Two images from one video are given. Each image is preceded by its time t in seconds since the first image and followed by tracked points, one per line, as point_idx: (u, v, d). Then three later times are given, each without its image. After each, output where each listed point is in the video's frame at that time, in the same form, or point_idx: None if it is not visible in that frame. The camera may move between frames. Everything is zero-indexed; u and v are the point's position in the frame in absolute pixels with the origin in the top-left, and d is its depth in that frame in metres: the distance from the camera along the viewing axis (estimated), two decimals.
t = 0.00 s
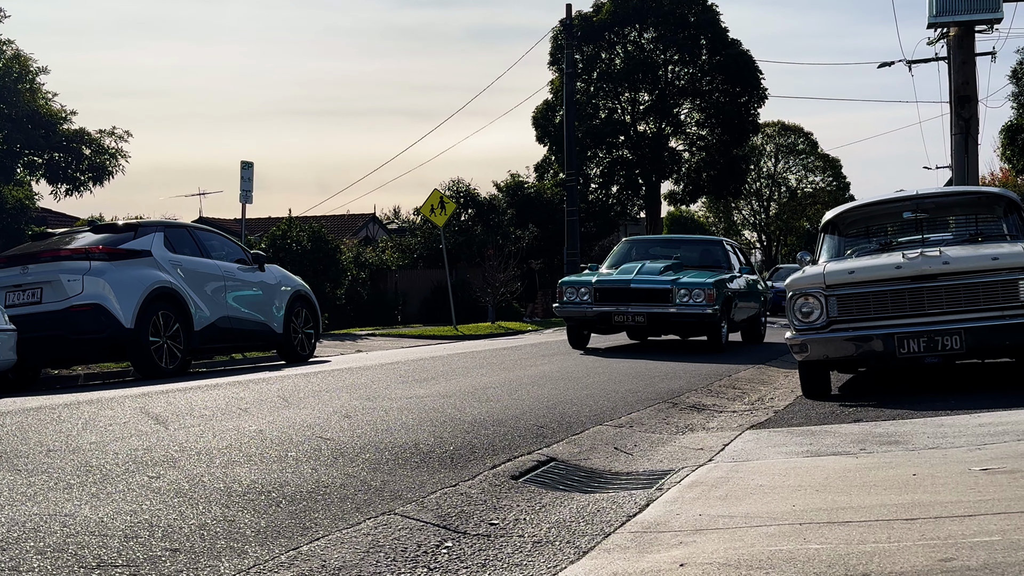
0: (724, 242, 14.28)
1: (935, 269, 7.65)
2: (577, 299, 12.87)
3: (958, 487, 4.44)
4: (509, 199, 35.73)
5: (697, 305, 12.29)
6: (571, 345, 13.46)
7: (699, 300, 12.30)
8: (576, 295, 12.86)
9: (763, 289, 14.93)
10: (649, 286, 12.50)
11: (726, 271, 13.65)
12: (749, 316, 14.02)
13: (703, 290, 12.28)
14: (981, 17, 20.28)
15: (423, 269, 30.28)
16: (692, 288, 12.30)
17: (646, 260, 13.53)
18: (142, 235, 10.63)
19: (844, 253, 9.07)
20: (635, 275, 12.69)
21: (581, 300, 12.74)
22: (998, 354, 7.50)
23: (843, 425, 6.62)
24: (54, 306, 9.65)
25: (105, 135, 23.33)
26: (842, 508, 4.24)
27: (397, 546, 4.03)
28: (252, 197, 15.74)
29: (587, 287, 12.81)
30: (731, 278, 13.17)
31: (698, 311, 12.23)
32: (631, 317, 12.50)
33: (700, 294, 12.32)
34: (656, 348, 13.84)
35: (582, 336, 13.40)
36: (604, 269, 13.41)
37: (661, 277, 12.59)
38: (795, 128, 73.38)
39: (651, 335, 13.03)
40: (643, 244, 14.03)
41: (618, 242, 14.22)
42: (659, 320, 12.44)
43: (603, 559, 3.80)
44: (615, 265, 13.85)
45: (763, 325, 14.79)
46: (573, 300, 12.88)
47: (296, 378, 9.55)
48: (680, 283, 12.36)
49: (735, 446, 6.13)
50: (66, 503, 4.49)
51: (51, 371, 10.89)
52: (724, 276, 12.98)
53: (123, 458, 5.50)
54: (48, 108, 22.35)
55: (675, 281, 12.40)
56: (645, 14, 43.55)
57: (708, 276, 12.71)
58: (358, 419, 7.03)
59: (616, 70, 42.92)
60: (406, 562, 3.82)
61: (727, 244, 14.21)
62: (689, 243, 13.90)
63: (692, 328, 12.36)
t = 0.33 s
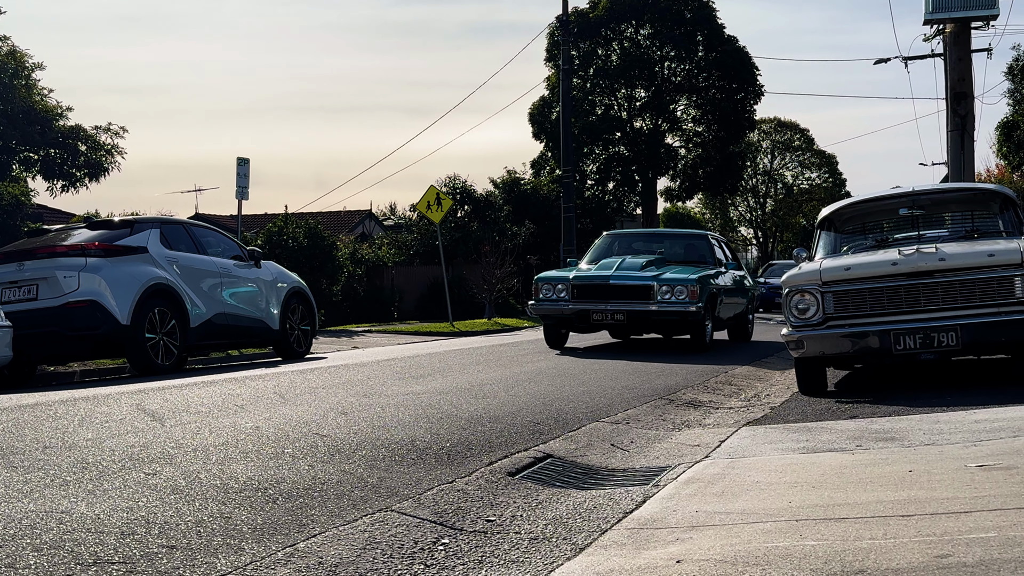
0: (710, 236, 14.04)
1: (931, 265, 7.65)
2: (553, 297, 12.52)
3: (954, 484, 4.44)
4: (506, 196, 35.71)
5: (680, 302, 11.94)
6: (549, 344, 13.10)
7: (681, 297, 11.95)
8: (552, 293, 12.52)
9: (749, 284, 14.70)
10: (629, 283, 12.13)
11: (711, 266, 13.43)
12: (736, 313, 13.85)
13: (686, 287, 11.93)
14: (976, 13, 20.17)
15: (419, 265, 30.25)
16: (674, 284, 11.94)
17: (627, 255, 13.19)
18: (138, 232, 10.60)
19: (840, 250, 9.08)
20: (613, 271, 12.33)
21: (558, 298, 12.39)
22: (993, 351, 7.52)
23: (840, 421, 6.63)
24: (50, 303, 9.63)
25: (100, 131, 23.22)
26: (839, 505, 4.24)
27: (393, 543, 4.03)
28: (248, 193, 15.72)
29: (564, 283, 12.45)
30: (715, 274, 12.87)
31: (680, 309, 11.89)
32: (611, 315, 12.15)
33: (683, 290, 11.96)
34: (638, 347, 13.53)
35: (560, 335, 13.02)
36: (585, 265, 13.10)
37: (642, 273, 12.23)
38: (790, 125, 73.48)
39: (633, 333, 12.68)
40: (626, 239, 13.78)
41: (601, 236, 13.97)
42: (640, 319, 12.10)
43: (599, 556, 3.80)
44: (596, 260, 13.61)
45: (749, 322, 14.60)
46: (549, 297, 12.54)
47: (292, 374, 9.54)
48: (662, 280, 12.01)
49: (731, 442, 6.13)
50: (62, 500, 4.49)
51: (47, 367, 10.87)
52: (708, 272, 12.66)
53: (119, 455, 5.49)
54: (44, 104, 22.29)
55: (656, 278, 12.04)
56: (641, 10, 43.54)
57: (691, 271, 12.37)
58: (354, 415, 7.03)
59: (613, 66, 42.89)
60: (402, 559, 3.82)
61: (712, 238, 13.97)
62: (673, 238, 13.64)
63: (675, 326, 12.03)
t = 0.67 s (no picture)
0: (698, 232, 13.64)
1: (930, 263, 7.65)
2: (531, 295, 12.12)
3: (954, 482, 4.44)
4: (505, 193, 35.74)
5: (662, 301, 11.52)
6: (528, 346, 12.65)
7: (664, 296, 11.52)
8: (529, 291, 12.12)
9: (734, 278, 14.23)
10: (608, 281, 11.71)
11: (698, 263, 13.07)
12: (722, 315, 13.45)
13: (669, 285, 11.51)
14: (975, 10, 20.13)
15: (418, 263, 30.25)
16: (657, 282, 11.53)
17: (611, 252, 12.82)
18: (137, 230, 10.60)
19: (839, 248, 9.09)
20: (593, 269, 11.92)
21: (535, 296, 12.00)
22: (993, 349, 7.52)
23: (839, 419, 6.63)
24: (48, 301, 9.62)
25: (99, 130, 23.08)
26: (838, 503, 4.24)
27: (393, 541, 4.03)
28: (247, 190, 15.71)
29: (541, 282, 12.05)
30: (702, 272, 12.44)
31: (664, 308, 11.46)
32: (591, 314, 11.75)
33: (666, 288, 11.53)
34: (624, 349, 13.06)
35: (540, 336, 12.57)
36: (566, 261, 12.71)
37: (624, 271, 11.83)
38: (789, 122, 73.53)
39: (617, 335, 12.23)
40: (610, 234, 13.39)
41: (583, 231, 13.58)
42: (621, 318, 11.67)
43: (600, 554, 3.80)
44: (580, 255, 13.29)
45: (737, 322, 14.18)
46: (527, 296, 12.15)
47: (291, 372, 9.53)
48: (644, 278, 11.59)
49: (730, 440, 6.13)
50: (62, 498, 4.48)
51: (46, 365, 10.86)
52: (693, 269, 12.21)
53: (119, 453, 5.49)
54: (43, 102, 22.19)
55: (638, 276, 11.63)
56: (640, 8, 43.53)
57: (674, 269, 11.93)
58: (353, 414, 7.01)
59: (611, 64, 42.89)
60: (402, 557, 3.82)
61: (699, 233, 13.58)
62: (658, 235, 13.25)
63: (658, 326, 11.59)
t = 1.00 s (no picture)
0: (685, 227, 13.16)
1: (931, 262, 7.65)
2: (508, 295, 11.70)
3: (956, 482, 4.44)
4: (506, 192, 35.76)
5: (646, 302, 11.13)
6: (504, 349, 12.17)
7: (648, 296, 11.14)
8: (506, 291, 11.70)
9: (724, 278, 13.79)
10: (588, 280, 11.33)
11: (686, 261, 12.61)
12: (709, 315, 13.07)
13: (654, 285, 11.13)
14: (977, 9, 20.17)
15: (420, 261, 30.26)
16: (641, 281, 11.16)
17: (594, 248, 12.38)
18: (138, 229, 10.60)
19: (840, 247, 9.07)
20: (573, 267, 11.52)
21: (512, 296, 11.57)
22: (995, 348, 7.52)
23: (841, 418, 6.63)
24: (50, 300, 9.63)
25: (99, 130, 22.89)
26: (840, 503, 4.24)
27: (395, 541, 4.03)
28: (248, 189, 15.72)
29: (519, 281, 11.65)
30: (688, 272, 12.05)
31: (649, 309, 11.08)
32: (571, 316, 11.32)
33: (650, 288, 11.15)
34: (605, 351, 12.65)
35: (517, 340, 12.10)
36: (546, 259, 12.30)
37: (605, 269, 11.44)
38: (790, 121, 73.49)
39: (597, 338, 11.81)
40: (593, 232, 12.94)
41: (565, 227, 13.15)
42: (603, 319, 11.27)
43: (602, 554, 3.80)
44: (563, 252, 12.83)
45: (726, 324, 13.80)
46: (504, 296, 11.72)
47: (291, 372, 9.52)
48: (627, 277, 11.21)
49: (732, 440, 6.12)
50: (63, 497, 4.49)
51: (47, 365, 10.87)
52: (678, 268, 11.83)
53: (120, 452, 5.49)
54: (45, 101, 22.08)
55: (621, 275, 11.25)
56: (641, 6, 43.52)
57: (658, 268, 11.54)
58: (354, 413, 7.02)
59: (612, 63, 42.88)
60: (404, 557, 3.82)
61: (687, 229, 13.12)
62: (643, 232, 12.77)
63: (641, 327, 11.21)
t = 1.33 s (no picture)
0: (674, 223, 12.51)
1: (935, 263, 7.65)
2: (482, 296, 11.05)
3: (961, 483, 4.44)
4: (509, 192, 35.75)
5: (629, 303, 10.47)
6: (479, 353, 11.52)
7: (631, 296, 10.48)
8: (480, 291, 11.07)
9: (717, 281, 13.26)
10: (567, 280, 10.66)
11: (674, 259, 11.99)
12: (701, 316, 12.56)
13: (637, 285, 10.47)
14: (980, 9, 20.24)
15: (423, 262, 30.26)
16: (624, 281, 10.49)
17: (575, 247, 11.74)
18: (142, 230, 10.62)
19: (843, 247, 9.06)
20: (552, 266, 10.87)
21: (486, 297, 10.94)
22: (998, 349, 7.52)
23: (844, 419, 6.63)
24: (54, 300, 9.64)
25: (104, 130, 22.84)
26: (845, 504, 4.24)
27: (399, 541, 4.03)
28: (251, 189, 15.73)
29: (494, 281, 11.01)
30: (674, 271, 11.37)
31: (632, 310, 10.41)
32: (549, 318, 10.66)
33: (634, 288, 10.48)
34: (588, 354, 12.02)
35: (493, 343, 11.45)
36: (526, 258, 11.66)
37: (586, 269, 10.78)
38: (793, 120, 73.12)
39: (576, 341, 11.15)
40: (575, 229, 12.35)
41: (547, 225, 12.56)
42: (583, 322, 10.60)
43: (606, 555, 3.80)
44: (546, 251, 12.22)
45: (719, 326, 13.33)
46: (478, 297, 11.09)
47: (295, 372, 9.53)
48: (609, 276, 10.56)
49: (735, 441, 6.12)
50: (68, 497, 4.50)
51: (50, 365, 10.88)
52: (665, 267, 11.13)
53: (124, 452, 5.50)
54: (49, 102, 21.70)
55: (603, 274, 10.59)
56: (644, 6, 43.50)
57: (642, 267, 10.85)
58: (358, 413, 7.02)
59: (615, 63, 42.87)
60: (408, 558, 3.83)
61: (676, 225, 12.45)
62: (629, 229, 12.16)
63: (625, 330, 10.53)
